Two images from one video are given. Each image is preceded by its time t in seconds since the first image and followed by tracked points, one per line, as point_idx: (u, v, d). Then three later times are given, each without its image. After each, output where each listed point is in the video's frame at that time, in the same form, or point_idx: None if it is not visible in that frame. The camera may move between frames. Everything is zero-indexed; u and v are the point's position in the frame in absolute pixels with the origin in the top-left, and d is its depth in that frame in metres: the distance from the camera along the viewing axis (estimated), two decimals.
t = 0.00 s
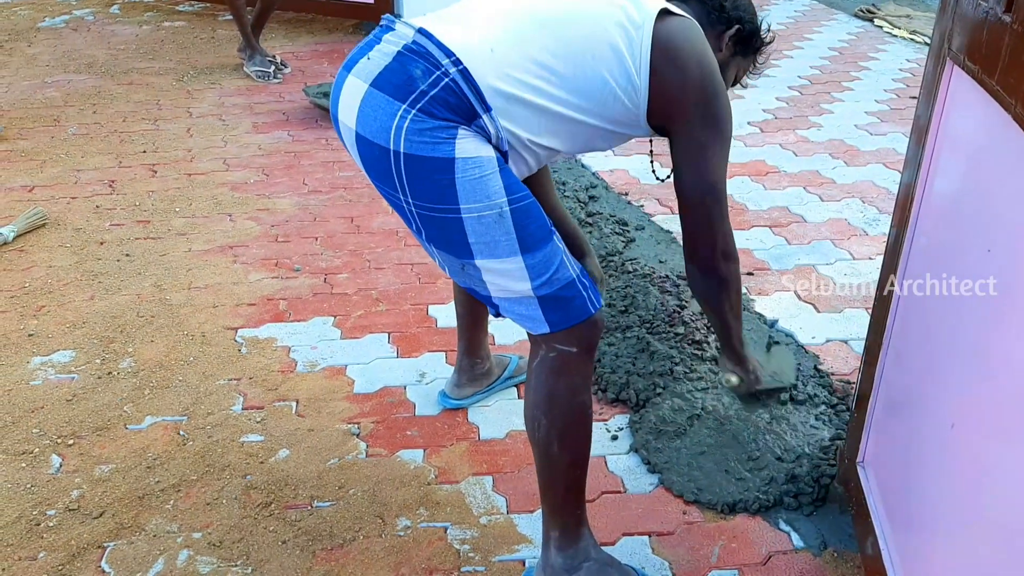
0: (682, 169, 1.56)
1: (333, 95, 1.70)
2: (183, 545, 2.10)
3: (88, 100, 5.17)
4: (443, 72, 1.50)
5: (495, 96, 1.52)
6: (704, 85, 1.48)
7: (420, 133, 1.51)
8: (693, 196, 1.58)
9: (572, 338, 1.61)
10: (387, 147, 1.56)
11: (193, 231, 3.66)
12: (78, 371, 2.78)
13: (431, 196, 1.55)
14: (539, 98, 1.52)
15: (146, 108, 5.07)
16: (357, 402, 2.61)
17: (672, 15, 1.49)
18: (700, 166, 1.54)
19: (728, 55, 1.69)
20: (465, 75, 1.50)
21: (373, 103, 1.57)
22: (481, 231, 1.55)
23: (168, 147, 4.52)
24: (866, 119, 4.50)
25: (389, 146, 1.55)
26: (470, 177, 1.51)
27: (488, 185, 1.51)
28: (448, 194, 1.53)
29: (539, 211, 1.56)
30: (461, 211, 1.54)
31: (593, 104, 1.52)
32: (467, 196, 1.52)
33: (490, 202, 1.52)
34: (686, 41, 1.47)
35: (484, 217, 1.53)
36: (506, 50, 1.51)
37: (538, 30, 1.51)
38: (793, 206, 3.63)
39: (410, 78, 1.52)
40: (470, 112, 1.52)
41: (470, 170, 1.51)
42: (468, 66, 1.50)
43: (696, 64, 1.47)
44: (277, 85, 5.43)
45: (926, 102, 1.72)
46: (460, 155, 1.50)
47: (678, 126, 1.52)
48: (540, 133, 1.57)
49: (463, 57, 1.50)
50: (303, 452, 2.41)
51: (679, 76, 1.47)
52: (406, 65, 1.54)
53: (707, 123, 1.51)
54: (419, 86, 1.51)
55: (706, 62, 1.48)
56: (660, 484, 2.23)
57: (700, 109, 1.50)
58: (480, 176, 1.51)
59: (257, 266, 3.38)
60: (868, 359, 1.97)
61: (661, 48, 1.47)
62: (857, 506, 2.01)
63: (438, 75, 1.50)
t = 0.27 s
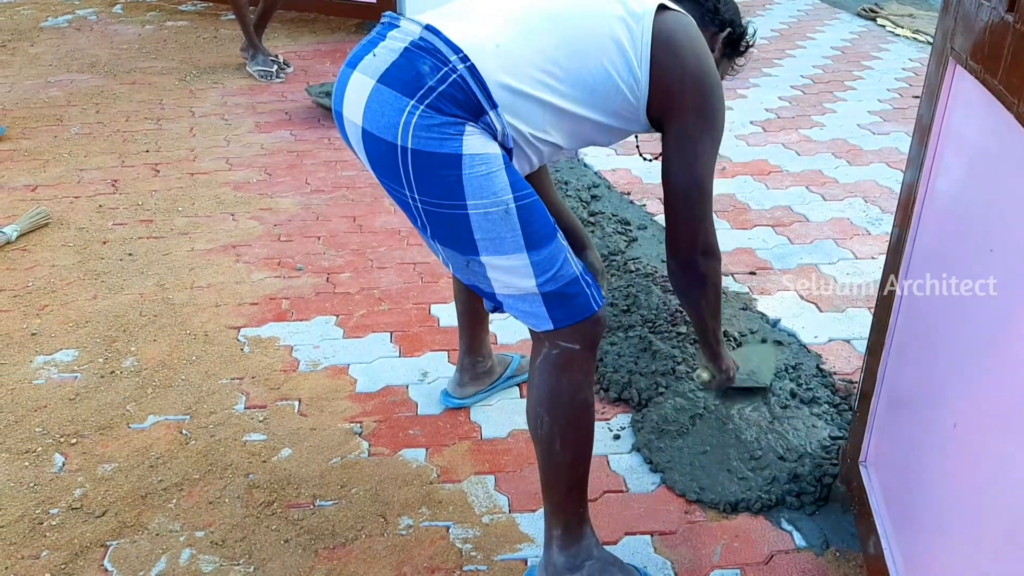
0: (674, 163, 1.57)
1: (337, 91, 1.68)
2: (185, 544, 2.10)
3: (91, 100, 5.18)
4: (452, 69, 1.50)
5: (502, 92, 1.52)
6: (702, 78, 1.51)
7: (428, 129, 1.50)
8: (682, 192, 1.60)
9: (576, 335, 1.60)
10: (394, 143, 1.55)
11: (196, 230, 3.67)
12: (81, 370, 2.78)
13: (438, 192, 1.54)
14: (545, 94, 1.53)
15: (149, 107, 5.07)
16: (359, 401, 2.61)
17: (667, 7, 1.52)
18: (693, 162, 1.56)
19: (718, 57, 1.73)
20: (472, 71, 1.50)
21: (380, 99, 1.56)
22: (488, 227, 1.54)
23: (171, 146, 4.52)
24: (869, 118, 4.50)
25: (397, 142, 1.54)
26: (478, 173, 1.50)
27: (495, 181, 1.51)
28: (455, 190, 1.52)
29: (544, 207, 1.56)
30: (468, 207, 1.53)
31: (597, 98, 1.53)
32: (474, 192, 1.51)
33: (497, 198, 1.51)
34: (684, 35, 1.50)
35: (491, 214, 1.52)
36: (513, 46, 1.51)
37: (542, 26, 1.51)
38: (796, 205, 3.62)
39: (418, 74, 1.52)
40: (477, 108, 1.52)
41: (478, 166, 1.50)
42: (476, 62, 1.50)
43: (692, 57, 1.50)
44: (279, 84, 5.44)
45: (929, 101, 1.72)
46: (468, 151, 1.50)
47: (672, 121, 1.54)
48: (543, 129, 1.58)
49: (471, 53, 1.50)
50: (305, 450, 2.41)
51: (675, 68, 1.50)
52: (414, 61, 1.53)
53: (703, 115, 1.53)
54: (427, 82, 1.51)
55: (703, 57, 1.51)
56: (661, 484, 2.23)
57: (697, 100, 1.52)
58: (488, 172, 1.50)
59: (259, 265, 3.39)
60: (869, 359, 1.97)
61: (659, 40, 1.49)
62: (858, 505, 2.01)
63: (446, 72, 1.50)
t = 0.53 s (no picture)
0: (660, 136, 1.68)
1: (336, 92, 1.68)
2: (187, 543, 2.10)
3: (92, 99, 5.18)
4: (454, 66, 1.50)
5: (504, 89, 1.52)
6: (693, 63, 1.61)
7: (432, 127, 1.50)
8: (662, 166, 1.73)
9: (578, 333, 1.60)
10: (398, 142, 1.54)
11: (197, 229, 3.67)
12: (83, 369, 2.78)
13: (442, 191, 1.53)
14: (548, 88, 1.54)
15: (150, 106, 5.08)
16: (361, 401, 2.61)
17: None
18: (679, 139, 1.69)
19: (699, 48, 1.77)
20: (474, 69, 1.49)
21: (382, 98, 1.55)
22: (491, 225, 1.53)
23: (173, 145, 4.53)
24: (871, 119, 4.50)
25: (401, 141, 1.54)
26: (481, 171, 1.50)
27: (498, 179, 1.50)
28: (459, 188, 1.52)
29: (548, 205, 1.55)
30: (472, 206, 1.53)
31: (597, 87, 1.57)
32: (478, 191, 1.51)
33: (501, 195, 1.50)
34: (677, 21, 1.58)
35: (494, 211, 1.52)
36: (515, 41, 1.51)
37: (543, 21, 1.52)
38: (797, 206, 3.63)
39: (420, 72, 1.52)
40: (479, 106, 1.51)
41: (481, 164, 1.49)
42: (477, 59, 1.49)
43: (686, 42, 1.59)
44: (281, 84, 5.44)
45: (931, 103, 1.71)
46: (471, 149, 1.49)
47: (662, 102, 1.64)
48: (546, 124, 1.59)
49: (473, 50, 1.50)
50: (307, 450, 2.41)
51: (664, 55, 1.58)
52: (415, 60, 1.53)
53: (691, 96, 1.64)
54: (429, 80, 1.50)
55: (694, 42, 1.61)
56: (662, 484, 2.23)
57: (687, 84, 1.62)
58: (492, 171, 1.50)
59: (261, 264, 3.39)
60: (871, 359, 1.97)
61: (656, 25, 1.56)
62: (860, 507, 2.01)
63: (449, 69, 1.50)
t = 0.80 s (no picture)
0: (613, 163, 1.66)
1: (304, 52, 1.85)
2: (190, 541, 2.11)
3: (103, 97, 5.20)
4: (396, 38, 1.66)
5: (447, 59, 1.67)
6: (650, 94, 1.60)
7: (373, 93, 1.69)
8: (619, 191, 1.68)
9: (508, 284, 1.88)
10: (344, 103, 1.74)
11: (206, 229, 3.68)
12: (90, 366, 2.79)
13: (383, 150, 1.75)
14: (490, 65, 1.66)
15: (161, 106, 5.10)
16: (366, 402, 2.62)
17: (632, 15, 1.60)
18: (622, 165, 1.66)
19: (693, 63, 1.76)
20: (416, 40, 1.66)
21: (333, 61, 1.74)
22: (429, 186, 1.75)
23: (182, 145, 4.54)
24: (880, 131, 4.50)
25: (346, 103, 1.73)
26: (420, 139, 1.70)
27: (436, 147, 1.70)
28: (399, 151, 1.73)
29: (486, 168, 1.76)
30: (412, 168, 1.74)
31: (539, 82, 1.66)
32: (418, 156, 1.72)
33: (438, 163, 1.72)
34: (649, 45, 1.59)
35: (432, 175, 1.74)
36: (461, 17, 1.66)
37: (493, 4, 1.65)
38: (805, 216, 3.63)
39: (366, 41, 1.69)
40: (420, 76, 1.68)
41: (420, 133, 1.69)
42: (420, 30, 1.65)
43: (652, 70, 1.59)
44: (292, 85, 5.46)
45: (941, 115, 1.72)
46: (411, 116, 1.68)
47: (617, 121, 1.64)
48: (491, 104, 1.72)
49: (414, 23, 1.66)
50: (311, 450, 2.42)
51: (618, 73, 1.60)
52: (364, 29, 1.70)
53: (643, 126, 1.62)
54: (373, 50, 1.68)
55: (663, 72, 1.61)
56: (666, 492, 2.23)
57: (644, 114, 1.61)
58: (430, 140, 1.70)
59: (268, 265, 3.40)
60: (879, 371, 1.97)
61: (628, 49, 1.59)
62: (864, 518, 2.01)
63: (391, 41, 1.67)
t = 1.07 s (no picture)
0: (579, 159, 1.75)
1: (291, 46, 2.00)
2: (193, 539, 2.11)
3: (108, 94, 5.21)
4: (365, 29, 1.79)
5: (412, 54, 1.79)
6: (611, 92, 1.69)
7: (341, 78, 1.82)
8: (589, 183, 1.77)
9: (478, 258, 1.92)
10: (318, 88, 1.86)
11: (210, 226, 3.68)
12: (94, 363, 2.80)
13: (351, 128, 1.85)
14: (453, 63, 1.78)
15: (165, 103, 5.10)
16: (369, 400, 2.62)
17: (605, 31, 1.71)
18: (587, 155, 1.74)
19: (662, 83, 1.85)
20: (383, 34, 1.78)
21: (309, 50, 1.88)
22: (392, 160, 1.84)
23: (187, 142, 4.55)
24: (884, 130, 4.49)
25: (321, 88, 1.86)
26: (382, 116, 1.80)
27: (397, 122, 1.80)
28: (364, 127, 1.83)
29: (447, 143, 1.84)
30: (376, 144, 1.84)
31: (498, 74, 1.77)
32: (380, 132, 1.82)
33: (398, 136, 1.81)
34: (609, 51, 1.69)
35: (395, 149, 1.83)
36: (428, 17, 1.78)
37: (459, 7, 1.77)
38: (809, 215, 3.62)
39: (339, 32, 1.82)
40: (386, 65, 1.81)
41: (382, 110, 1.80)
42: (387, 25, 1.78)
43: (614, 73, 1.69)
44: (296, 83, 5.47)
45: (945, 116, 1.72)
46: (374, 97, 1.80)
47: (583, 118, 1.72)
48: (451, 94, 1.83)
49: (384, 18, 1.78)
50: (314, 448, 2.42)
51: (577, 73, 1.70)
52: (337, 21, 1.83)
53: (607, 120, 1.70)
54: (345, 39, 1.81)
55: (623, 73, 1.70)
56: (668, 492, 2.23)
57: (606, 106, 1.69)
58: (391, 115, 1.80)
59: (272, 263, 3.40)
60: (882, 372, 1.96)
61: (589, 57, 1.69)
62: (867, 519, 2.00)
63: (360, 32, 1.80)
